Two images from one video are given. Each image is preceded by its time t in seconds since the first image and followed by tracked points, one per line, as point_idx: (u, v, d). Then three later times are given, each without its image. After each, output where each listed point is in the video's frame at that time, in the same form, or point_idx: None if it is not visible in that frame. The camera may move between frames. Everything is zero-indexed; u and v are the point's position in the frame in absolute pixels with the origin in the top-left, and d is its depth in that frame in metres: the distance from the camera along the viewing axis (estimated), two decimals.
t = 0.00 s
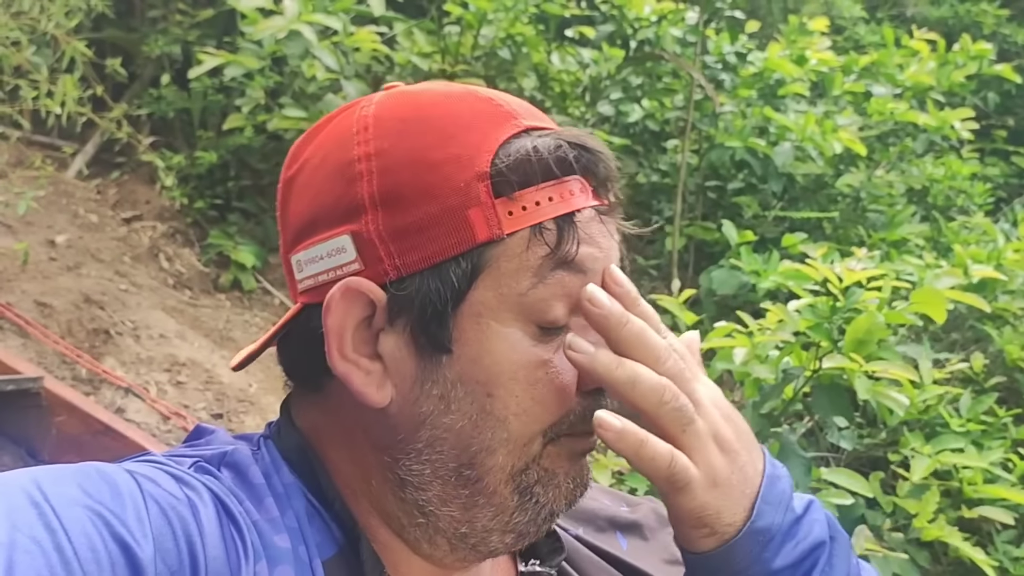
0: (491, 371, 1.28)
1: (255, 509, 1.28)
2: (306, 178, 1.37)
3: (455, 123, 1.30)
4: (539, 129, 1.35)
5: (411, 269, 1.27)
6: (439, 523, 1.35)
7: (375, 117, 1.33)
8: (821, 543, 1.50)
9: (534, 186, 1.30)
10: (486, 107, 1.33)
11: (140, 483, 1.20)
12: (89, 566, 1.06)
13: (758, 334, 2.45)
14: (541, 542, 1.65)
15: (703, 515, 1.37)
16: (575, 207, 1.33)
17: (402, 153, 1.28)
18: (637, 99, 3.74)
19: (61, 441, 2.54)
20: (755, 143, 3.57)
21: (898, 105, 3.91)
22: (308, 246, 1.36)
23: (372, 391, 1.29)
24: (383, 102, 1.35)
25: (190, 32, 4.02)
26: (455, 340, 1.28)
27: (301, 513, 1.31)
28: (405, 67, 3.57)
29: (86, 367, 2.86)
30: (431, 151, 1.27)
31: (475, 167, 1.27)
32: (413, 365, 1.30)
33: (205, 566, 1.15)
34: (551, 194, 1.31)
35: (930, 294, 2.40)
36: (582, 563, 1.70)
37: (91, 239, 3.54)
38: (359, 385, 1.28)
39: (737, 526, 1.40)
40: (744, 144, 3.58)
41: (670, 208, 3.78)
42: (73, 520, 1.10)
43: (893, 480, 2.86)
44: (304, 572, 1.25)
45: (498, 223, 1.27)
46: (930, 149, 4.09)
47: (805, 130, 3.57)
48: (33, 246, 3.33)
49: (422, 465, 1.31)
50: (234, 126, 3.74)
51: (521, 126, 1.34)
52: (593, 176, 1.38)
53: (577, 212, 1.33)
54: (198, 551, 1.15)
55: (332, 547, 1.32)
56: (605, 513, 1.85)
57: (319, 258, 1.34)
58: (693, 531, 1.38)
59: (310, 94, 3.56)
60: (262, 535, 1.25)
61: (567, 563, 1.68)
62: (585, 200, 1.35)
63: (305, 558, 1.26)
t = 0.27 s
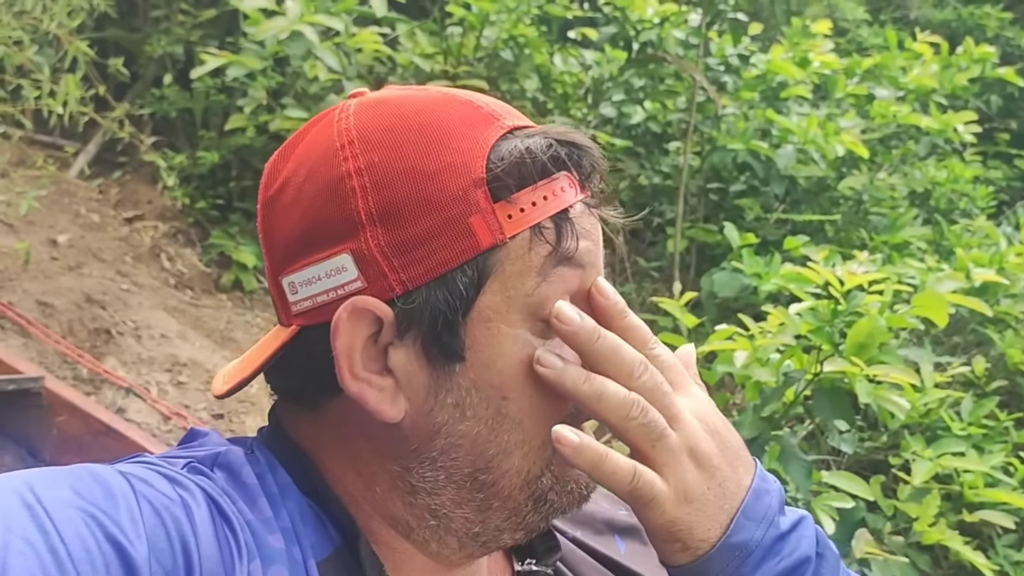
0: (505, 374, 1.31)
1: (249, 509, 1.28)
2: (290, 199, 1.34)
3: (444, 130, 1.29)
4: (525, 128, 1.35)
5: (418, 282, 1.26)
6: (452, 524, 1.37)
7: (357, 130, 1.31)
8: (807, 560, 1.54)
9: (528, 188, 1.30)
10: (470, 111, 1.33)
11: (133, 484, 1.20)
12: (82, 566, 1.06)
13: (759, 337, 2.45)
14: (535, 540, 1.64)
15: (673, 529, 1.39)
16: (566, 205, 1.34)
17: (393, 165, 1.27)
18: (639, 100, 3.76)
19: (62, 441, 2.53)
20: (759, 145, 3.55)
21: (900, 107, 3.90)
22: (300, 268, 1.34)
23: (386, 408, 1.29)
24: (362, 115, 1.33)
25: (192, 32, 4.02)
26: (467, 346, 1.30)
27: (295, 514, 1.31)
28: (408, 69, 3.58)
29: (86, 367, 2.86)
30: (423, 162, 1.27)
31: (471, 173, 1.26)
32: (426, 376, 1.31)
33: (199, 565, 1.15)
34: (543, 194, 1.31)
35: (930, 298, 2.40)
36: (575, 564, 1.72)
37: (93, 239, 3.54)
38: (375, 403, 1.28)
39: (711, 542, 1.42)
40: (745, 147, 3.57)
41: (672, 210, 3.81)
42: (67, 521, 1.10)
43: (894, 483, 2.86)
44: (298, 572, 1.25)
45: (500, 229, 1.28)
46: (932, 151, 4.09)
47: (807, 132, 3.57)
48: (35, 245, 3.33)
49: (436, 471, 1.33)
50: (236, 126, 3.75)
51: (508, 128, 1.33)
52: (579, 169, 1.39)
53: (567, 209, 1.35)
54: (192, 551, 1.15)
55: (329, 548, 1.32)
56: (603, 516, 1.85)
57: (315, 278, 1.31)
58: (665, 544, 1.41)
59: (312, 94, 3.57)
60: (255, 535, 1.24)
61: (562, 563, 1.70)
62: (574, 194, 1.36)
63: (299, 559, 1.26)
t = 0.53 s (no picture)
0: (507, 376, 1.32)
1: (240, 508, 1.29)
2: (296, 198, 1.35)
3: (451, 134, 1.30)
4: (531, 136, 1.37)
5: (423, 284, 1.27)
6: (447, 528, 1.38)
7: (365, 131, 1.32)
8: (809, 570, 1.58)
9: (534, 194, 1.32)
10: (477, 117, 1.34)
11: (123, 483, 1.21)
12: (73, 565, 1.07)
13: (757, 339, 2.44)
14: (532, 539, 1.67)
15: (678, 541, 1.40)
16: (570, 212, 1.36)
17: (401, 167, 1.28)
18: (639, 102, 3.75)
19: (62, 439, 2.55)
20: (757, 147, 3.56)
21: (899, 110, 3.91)
22: (304, 266, 1.34)
23: (387, 409, 1.30)
24: (370, 116, 1.34)
25: (194, 31, 4.03)
26: (469, 348, 1.31)
27: (287, 513, 1.32)
28: (408, 69, 3.59)
29: (87, 366, 2.87)
30: (431, 165, 1.28)
31: (479, 177, 1.28)
32: (427, 378, 1.32)
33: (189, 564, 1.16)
34: (549, 201, 1.33)
35: (929, 300, 2.40)
36: (571, 561, 1.73)
37: (94, 238, 3.55)
38: (375, 404, 1.29)
39: (715, 554, 1.44)
40: (745, 149, 3.58)
41: (671, 212, 3.79)
42: (57, 521, 1.10)
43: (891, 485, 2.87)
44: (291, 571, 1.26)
45: (505, 234, 1.29)
46: (931, 154, 4.10)
47: (807, 134, 3.58)
48: (36, 244, 3.34)
49: (434, 474, 1.34)
50: (237, 126, 3.76)
51: (515, 134, 1.35)
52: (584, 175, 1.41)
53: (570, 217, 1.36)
54: (182, 550, 1.17)
55: (325, 548, 1.33)
56: (602, 517, 1.86)
57: (318, 276, 1.32)
58: (669, 556, 1.43)
59: (313, 95, 3.58)
60: (247, 533, 1.26)
61: (558, 559, 1.72)
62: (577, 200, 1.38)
63: (292, 559, 1.27)
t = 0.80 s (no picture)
0: (499, 374, 1.30)
1: (231, 510, 1.28)
2: (291, 191, 1.34)
3: (448, 131, 1.31)
4: (524, 136, 1.37)
5: (417, 277, 1.27)
6: (436, 527, 1.37)
7: (361, 126, 1.32)
8: (833, 567, 1.59)
9: (529, 191, 1.32)
10: (473, 116, 1.35)
11: (113, 486, 1.21)
12: (63, 569, 1.06)
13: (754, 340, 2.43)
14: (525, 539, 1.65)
15: (716, 556, 1.35)
16: (563, 211, 1.36)
17: (398, 161, 1.28)
18: (636, 101, 3.76)
19: (57, 438, 2.54)
20: (754, 147, 3.55)
21: (897, 110, 3.91)
22: (298, 259, 1.34)
23: (380, 403, 1.29)
24: (367, 112, 1.35)
25: (190, 29, 4.02)
26: (462, 344, 1.29)
27: (278, 517, 1.32)
28: (405, 68, 3.58)
29: (82, 366, 2.87)
30: (427, 159, 1.28)
31: (475, 172, 1.28)
32: (419, 374, 1.30)
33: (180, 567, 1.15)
34: (543, 198, 1.33)
35: (926, 302, 2.40)
36: (566, 564, 1.72)
37: (89, 237, 3.54)
38: (368, 397, 1.28)
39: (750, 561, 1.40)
40: (742, 149, 3.57)
41: (668, 212, 3.81)
42: (47, 524, 1.10)
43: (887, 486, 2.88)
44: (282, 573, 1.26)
45: (500, 228, 1.29)
46: (928, 154, 4.10)
47: (803, 135, 3.55)
48: (31, 242, 3.34)
49: (424, 472, 1.33)
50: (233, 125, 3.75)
51: (509, 133, 1.36)
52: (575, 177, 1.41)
53: (563, 216, 1.36)
54: (173, 553, 1.16)
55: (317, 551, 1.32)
56: (596, 524, 1.86)
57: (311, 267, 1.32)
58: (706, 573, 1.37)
59: (310, 93, 3.58)
60: (238, 536, 1.25)
61: (551, 560, 1.70)
62: (569, 199, 1.38)
63: (283, 562, 1.27)
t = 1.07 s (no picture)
0: (417, 345, 1.19)
1: (223, 504, 1.28)
2: (278, 171, 1.39)
3: (401, 111, 1.30)
4: (492, 119, 1.33)
5: (343, 242, 1.24)
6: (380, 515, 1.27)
7: (341, 114, 1.35)
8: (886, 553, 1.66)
9: (469, 163, 1.25)
10: (439, 102, 1.33)
11: (106, 479, 1.21)
12: (56, 560, 1.07)
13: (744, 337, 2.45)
14: (517, 536, 1.67)
15: (839, 527, 1.52)
16: (518, 189, 1.27)
17: (351, 138, 1.29)
18: (627, 99, 3.77)
19: (48, 435, 2.54)
20: (744, 145, 3.57)
21: (886, 108, 3.93)
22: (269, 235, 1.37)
23: (312, 366, 1.25)
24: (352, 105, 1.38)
25: (181, 26, 4.01)
26: (381, 313, 1.21)
27: (271, 510, 1.31)
28: (396, 65, 3.58)
29: (73, 362, 2.87)
30: (372, 133, 1.28)
31: (408, 142, 1.25)
32: (344, 342, 1.24)
33: (174, 558, 1.15)
34: (490, 172, 1.26)
35: (915, 299, 2.41)
36: (557, 562, 1.72)
37: (79, 233, 3.54)
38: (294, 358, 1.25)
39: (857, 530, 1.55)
40: (732, 146, 3.58)
41: (658, 210, 3.81)
42: (41, 516, 1.10)
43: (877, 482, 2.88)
44: (274, 566, 1.24)
45: (425, 195, 1.22)
46: (917, 152, 4.11)
47: (794, 132, 3.59)
48: (21, 239, 3.33)
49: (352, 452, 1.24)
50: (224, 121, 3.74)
51: (468, 115, 1.31)
52: (549, 165, 1.33)
53: (517, 192, 1.26)
54: (166, 545, 1.15)
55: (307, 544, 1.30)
56: (586, 521, 1.86)
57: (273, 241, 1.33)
58: (830, 542, 1.53)
59: (301, 90, 3.57)
60: (230, 529, 1.25)
61: (542, 558, 1.69)
62: (527, 181, 1.29)
63: (275, 554, 1.26)
